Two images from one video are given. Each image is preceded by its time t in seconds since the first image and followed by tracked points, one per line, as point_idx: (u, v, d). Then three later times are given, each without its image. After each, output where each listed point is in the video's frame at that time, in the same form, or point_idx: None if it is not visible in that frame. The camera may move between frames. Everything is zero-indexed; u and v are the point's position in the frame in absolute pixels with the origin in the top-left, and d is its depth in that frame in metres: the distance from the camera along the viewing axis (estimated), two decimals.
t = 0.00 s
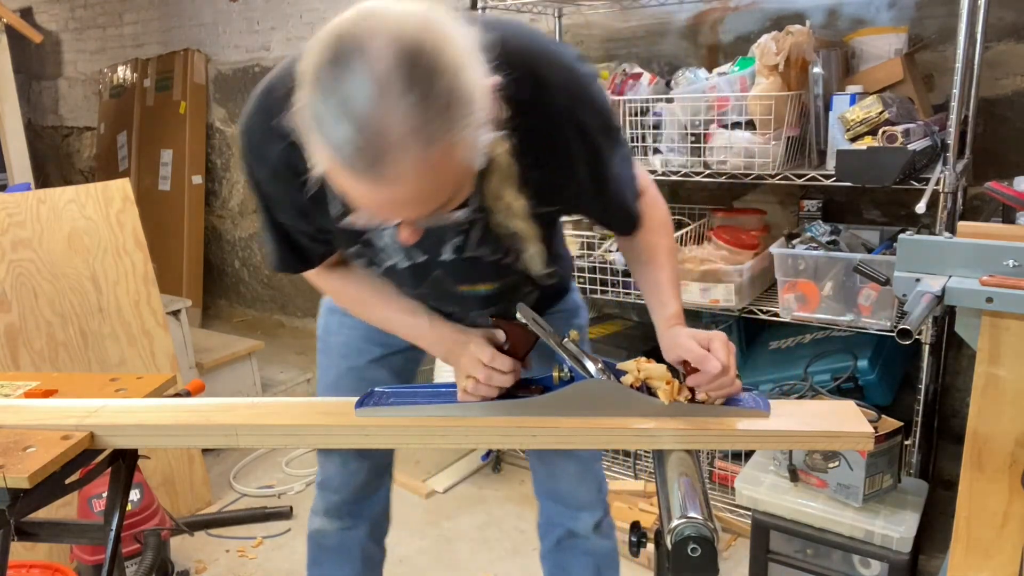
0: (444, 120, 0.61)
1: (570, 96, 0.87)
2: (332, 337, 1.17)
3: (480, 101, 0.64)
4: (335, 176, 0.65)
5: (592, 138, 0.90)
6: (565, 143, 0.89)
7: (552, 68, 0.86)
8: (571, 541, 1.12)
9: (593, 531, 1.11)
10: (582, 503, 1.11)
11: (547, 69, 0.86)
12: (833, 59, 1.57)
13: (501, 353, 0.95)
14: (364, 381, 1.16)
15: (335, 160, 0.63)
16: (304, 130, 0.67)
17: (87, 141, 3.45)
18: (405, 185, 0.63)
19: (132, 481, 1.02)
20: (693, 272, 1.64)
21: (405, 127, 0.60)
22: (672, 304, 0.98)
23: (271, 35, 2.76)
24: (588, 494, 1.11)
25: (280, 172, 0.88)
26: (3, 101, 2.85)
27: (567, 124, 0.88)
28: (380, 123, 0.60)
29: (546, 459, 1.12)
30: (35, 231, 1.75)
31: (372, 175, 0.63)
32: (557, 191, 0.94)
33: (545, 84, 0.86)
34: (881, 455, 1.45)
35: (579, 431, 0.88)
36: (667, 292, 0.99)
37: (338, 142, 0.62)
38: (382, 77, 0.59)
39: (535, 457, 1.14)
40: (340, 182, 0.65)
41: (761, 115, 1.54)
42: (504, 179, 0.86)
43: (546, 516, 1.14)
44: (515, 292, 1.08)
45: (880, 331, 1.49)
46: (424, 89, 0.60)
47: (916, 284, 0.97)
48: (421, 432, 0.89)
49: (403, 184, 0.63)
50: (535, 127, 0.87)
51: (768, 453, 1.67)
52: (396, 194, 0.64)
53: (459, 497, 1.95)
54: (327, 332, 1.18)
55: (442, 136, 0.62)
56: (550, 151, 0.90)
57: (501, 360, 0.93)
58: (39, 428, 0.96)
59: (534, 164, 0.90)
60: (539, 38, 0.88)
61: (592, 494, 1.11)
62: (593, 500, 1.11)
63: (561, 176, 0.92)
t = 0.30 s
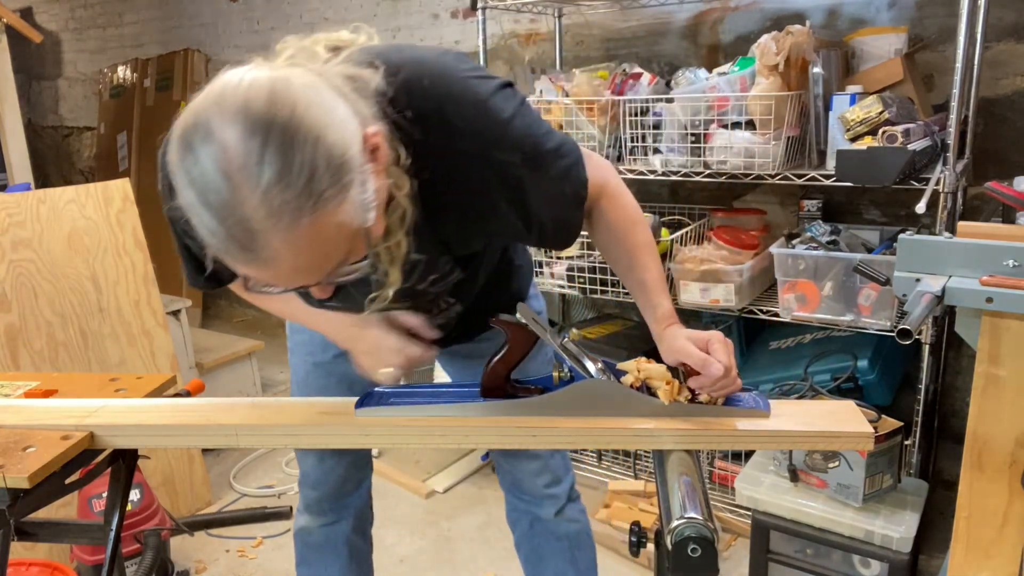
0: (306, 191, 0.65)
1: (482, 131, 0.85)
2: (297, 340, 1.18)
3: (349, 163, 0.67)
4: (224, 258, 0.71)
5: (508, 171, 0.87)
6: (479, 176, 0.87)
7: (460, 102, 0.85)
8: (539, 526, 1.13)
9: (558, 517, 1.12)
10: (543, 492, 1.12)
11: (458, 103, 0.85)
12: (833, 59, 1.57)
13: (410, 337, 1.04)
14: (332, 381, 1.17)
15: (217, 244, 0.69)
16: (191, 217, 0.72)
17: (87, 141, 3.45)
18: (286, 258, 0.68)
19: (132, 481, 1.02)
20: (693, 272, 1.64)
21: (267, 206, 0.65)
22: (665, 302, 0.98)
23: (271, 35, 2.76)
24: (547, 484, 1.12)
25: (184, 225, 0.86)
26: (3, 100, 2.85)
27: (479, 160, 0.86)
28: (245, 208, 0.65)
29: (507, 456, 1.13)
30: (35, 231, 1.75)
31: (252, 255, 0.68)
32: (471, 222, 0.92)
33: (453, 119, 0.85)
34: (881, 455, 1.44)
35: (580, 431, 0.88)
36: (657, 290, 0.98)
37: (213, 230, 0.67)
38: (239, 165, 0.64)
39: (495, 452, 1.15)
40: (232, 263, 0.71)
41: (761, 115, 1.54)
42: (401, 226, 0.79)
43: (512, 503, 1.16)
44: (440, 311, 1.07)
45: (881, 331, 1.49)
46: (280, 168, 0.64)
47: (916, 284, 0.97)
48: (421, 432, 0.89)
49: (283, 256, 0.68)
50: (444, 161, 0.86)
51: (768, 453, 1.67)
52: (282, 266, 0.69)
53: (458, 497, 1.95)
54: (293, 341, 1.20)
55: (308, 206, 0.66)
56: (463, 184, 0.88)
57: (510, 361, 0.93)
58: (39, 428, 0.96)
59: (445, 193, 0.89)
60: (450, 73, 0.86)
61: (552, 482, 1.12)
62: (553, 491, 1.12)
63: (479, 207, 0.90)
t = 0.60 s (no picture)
0: (269, 229, 0.68)
1: (455, 145, 0.85)
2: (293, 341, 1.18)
3: (312, 199, 0.70)
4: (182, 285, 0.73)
5: (481, 186, 0.87)
6: (452, 190, 0.87)
7: (433, 117, 0.85)
8: (534, 526, 1.13)
9: (552, 518, 1.12)
10: (537, 493, 1.12)
11: (430, 118, 0.85)
12: (833, 59, 1.57)
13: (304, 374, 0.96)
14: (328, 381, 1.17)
15: (177, 274, 0.71)
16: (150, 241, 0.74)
17: (87, 141, 3.45)
18: (246, 290, 0.71)
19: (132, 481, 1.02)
20: (693, 272, 1.64)
21: (228, 243, 0.67)
22: (666, 303, 0.97)
23: (271, 35, 2.75)
24: (541, 485, 1.12)
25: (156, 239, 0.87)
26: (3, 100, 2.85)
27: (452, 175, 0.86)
28: (204, 244, 0.67)
29: (502, 459, 1.13)
30: (35, 231, 1.75)
31: (211, 287, 0.70)
32: (446, 237, 0.92)
33: (424, 135, 0.86)
34: (881, 455, 1.44)
35: (580, 431, 0.88)
36: (657, 290, 0.98)
37: (173, 262, 0.69)
38: (201, 202, 0.66)
39: (490, 454, 1.16)
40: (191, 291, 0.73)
41: (761, 115, 1.54)
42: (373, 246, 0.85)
43: (507, 504, 1.16)
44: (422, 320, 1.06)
45: (881, 331, 1.49)
46: (242, 207, 0.66)
47: (916, 284, 0.97)
48: (422, 432, 0.89)
49: (244, 289, 0.70)
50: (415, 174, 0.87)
51: (768, 453, 1.67)
52: (241, 297, 0.72)
53: (459, 497, 1.95)
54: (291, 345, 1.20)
55: (270, 243, 0.68)
56: (436, 197, 0.88)
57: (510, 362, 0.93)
58: (39, 428, 0.96)
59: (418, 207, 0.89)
60: (423, 88, 0.86)
61: (546, 484, 1.12)
62: (547, 493, 1.12)
63: (454, 222, 0.90)
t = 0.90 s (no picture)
0: (283, 240, 0.68)
1: (456, 144, 0.85)
2: (293, 341, 1.18)
3: (326, 217, 0.71)
4: (177, 271, 0.72)
5: (482, 186, 0.87)
6: (454, 189, 0.87)
7: (435, 115, 0.85)
8: (536, 526, 1.13)
9: (555, 519, 1.12)
10: (540, 493, 1.12)
11: (432, 116, 0.85)
12: (833, 59, 1.57)
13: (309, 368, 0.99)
14: (327, 381, 1.17)
15: (178, 262, 0.70)
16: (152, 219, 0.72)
17: (87, 141, 3.45)
18: (245, 291, 0.71)
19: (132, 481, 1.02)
20: (693, 272, 1.64)
21: (242, 247, 0.67)
22: (667, 303, 0.97)
23: (271, 35, 2.75)
24: (544, 486, 1.11)
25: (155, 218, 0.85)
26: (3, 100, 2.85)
27: (454, 173, 0.86)
28: (216, 244, 0.67)
29: (504, 459, 1.12)
30: (35, 231, 1.75)
31: (212, 281, 0.70)
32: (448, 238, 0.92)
33: (424, 135, 0.85)
34: (881, 455, 1.44)
35: (581, 431, 0.88)
36: (657, 291, 0.98)
37: (178, 251, 0.69)
38: (221, 201, 0.66)
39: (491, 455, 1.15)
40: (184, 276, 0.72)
41: (761, 115, 1.54)
42: (370, 261, 0.85)
43: (509, 504, 1.16)
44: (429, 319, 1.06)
45: (881, 331, 1.49)
46: (262, 216, 0.66)
47: (916, 284, 0.97)
48: (422, 432, 0.89)
49: (243, 289, 0.71)
50: (417, 174, 0.87)
51: (768, 453, 1.67)
52: (238, 296, 0.72)
53: (459, 497, 1.95)
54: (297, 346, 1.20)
55: (280, 252, 0.69)
56: (439, 196, 0.88)
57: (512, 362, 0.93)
58: (39, 428, 0.96)
59: (421, 208, 0.89)
60: (423, 86, 0.86)
61: (548, 485, 1.12)
62: (550, 494, 1.11)
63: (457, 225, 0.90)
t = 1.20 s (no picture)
0: (299, 201, 0.67)
1: (470, 129, 0.85)
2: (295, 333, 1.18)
3: (341, 180, 0.70)
4: (190, 234, 0.71)
5: (494, 173, 0.87)
6: (465, 174, 0.87)
7: (449, 100, 0.85)
8: (539, 527, 1.13)
9: (559, 520, 1.12)
10: (543, 493, 1.12)
11: (445, 100, 0.85)
12: (833, 59, 1.57)
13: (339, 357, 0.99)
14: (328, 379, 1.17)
15: (191, 222, 0.69)
16: (168, 184, 0.72)
17: (86, 141, 3.45)
18: (257, 254, 0.69)
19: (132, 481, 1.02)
20: (693, 272, 1.64)
21: (257, 205, 0.66)
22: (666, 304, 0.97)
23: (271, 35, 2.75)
24: (548, 485, 1.11)
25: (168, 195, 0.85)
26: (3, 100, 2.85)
27: (465, 157, 0.86)
28: (231, 201, 0.66)
29: (508, 459, 1.12)
30: (35, 231, 1.75)
31: (223, 242, 0.69)
32: (456, 223, 0.92)
33: (439, 116, 0.85)
34: (881, 455, 1.44)
35: (581, 431, 0.88)
36: (657, 290, 0.98)
37: (193, 210, 0.68)
38: (237, 158, 0.65)
39: (494, 455, 1.15)
40: (197, 240, 0.71)
41: (761, 115, 1.54)
42: (374, 241, 0.86)
43: (512, 505, 1.16)
44: (432, 311, 1.06)
45: (881, 331, 1.49)
46: (277, 171, 0.66)
47: (916, 284, 0.97)
48: (422, 432, 0.89)
49: (255, 252, 0.69)
50: (430, 158, 0.87)
51: (768, 453, 1.67)
52: (249, 262, 0.70)
53: (458, 497, 1.95)
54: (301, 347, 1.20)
55: (294, 214, 0.68)
56: (450, 181, 0.88)
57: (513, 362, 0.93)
58: (39, 428, 0.96)
59: (429, 192, 0.89)
60: (438, 71, 0.86)
61: (552, 484, 1.11)
62: (554, 493, 1.11)
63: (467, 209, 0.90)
